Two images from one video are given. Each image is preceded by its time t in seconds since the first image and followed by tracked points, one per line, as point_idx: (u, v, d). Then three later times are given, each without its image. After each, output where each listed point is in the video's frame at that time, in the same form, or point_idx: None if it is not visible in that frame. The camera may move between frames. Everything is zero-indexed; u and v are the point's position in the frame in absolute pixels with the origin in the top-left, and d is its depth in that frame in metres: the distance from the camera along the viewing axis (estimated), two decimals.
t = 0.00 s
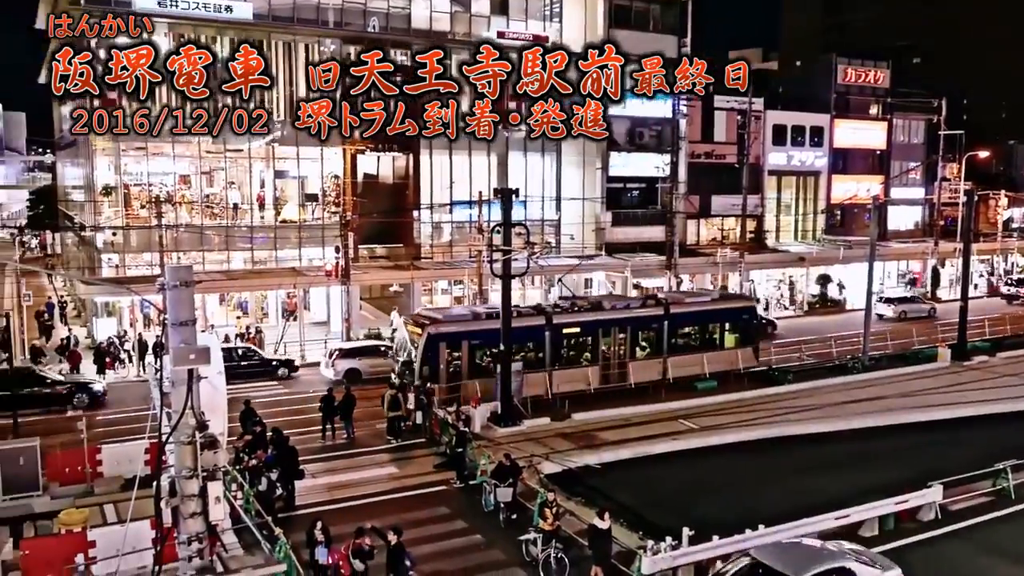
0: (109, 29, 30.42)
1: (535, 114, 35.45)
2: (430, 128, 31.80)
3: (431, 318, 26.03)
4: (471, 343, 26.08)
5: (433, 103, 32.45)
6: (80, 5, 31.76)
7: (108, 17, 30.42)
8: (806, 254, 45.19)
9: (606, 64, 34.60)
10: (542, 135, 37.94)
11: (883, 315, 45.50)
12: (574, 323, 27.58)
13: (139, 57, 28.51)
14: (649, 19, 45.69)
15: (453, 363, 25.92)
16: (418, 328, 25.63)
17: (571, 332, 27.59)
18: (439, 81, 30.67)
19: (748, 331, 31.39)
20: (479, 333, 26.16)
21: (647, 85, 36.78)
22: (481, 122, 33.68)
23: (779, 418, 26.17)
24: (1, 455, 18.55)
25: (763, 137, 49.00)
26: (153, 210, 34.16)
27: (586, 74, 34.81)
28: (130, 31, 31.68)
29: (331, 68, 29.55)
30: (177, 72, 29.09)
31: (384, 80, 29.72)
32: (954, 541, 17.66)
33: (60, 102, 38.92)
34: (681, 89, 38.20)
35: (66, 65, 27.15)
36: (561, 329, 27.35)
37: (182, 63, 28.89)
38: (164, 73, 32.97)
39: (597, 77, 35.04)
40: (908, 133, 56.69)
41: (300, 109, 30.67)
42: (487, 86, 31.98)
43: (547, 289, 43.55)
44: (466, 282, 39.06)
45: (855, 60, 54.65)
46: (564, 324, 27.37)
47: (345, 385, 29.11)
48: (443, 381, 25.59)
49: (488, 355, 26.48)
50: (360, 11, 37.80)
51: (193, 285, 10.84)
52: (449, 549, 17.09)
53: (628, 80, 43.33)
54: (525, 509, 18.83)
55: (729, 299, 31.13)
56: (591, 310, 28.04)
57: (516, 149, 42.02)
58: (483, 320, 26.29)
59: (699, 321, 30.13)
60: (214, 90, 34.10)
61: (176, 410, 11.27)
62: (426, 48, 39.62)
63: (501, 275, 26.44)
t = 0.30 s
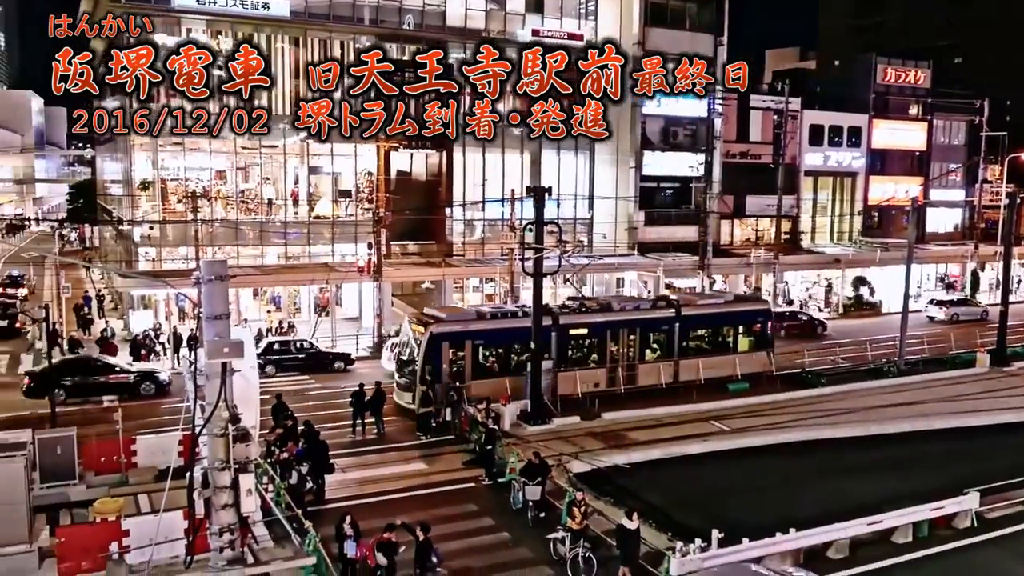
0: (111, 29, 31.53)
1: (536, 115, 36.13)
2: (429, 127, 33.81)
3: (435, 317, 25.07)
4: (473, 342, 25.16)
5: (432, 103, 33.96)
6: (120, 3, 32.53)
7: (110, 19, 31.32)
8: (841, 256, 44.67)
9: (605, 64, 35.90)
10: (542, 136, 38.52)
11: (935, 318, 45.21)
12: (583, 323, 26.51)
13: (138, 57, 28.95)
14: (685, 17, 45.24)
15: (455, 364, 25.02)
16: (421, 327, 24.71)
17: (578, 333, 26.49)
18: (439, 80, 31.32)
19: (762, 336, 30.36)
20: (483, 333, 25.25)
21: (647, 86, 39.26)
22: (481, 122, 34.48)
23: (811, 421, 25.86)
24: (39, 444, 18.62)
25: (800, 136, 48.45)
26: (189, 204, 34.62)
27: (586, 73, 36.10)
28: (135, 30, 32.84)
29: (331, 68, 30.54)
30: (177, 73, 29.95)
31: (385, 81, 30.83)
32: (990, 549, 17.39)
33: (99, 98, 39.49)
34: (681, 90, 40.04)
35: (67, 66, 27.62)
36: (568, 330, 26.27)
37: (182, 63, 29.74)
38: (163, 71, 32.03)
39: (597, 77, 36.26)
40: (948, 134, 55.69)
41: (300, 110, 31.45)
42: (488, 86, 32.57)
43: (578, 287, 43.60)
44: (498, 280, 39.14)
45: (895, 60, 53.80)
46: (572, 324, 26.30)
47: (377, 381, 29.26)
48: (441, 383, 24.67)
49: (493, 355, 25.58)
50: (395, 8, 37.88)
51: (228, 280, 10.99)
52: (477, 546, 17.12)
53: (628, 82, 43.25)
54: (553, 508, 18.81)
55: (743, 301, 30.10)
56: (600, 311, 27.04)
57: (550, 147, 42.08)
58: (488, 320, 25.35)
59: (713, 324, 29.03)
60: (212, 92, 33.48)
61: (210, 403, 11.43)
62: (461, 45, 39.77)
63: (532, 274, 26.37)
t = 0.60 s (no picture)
0: (110, 29, 28.47)
1: (535, 115, 33.73)
2: (430, 128, 30.70)
3: (437, 315, 25.28)
4: (475, 342, 25.19)
5: (432, 103, 30.96)
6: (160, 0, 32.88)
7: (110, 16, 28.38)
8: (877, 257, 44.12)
9: (605, 65, 33.44)
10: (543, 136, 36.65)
11: (986, 319, 44.68)
12: (589, 323, 26.32)
13: (139, 57, 26.06)
14: (720, 14, 44.74)
15: (457, 362, 25.13)
16: (423, 324, 24.94)
17: (584, 333, 26.30)
18: (441, 81, 28.98)
19: (776, 339, 29.95)
20: (484, 333, 25.21)
21: (647, 87, 35.01)
22: (482, 122, 32.20)
23: (844, 423, 25.54)
24: (74, 435, 18.94)
25: (835, 135, 47.88)
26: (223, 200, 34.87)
27: (585, 74, 33.70)
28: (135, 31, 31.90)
29: (330, 68, 28.70)
30: (176, 73, 27.66)
31: (385, 80, 28.41)
32: None
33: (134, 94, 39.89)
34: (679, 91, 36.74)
35: (66, 65, 24.51)
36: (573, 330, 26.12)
37: (182, 63, 27.43)
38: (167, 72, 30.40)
39: (598, 76, 33.91)
40: (988, 134, 54.68)
41: (299, 110, 29.63)
42: (487, 86, 30.42)
43: (609, 286, 43.48)
44: (528, 278, 39.01)
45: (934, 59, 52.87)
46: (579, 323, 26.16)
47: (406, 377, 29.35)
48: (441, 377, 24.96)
49: (495, 354, 25.47)
50: (429, 5, 38.07)
51: (260, 274, 11.07)
52: (504, 543, 17.09)
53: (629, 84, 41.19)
54: (581, 506, 18.76)
55: (758, 302, 29.70)
56: (606, 311, 26.74)
57: (582, 146, 41.96)
58: (488, 320, 25.24)
59: (725, 325, 28.72)
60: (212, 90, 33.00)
61: (241, 396, 11.50)
62: (494, 42, 39.60)
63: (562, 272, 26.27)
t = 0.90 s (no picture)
0: (109, 29, 27.41)
1: (535, 115, 33.15)
2: (429, 129, 30.34)
3: (437, 313, 24.49)
4: (475, 339, 24.49)
5: (432, 102, 30.68)
6: None
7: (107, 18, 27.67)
8: (913, 257, 43.54)
9: (606, 64, 33.61)
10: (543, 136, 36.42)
11: None
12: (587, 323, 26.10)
13: (139, 57, 25.00)
14: (755, 11, 44.29)
15: (456, 361, 24.48)
16: (422, 321, 24.11)
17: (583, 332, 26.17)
18: (440, 81, 28.88)
19: (785, 341, 29.14)
20: (484, 331, 24.56)
21: (647, 87, 35.52)
22: (481, 124, 31.57)
23: (876, 425, 25.22)
24: (108, 425, 19.04)
25: (871, 134, 47.26)
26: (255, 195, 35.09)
27: (585, 74, 33.69)
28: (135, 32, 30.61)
29: (331, 68, 28.26)
30: (176, 73, 26.68)
31: (385, 81, 28.37)
32: None
33: (167, 89, 40.23)
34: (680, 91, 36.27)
35: (64, 65, 23.52)
36: (573, 329, 25.97)
37: (182, 63, 26.52)
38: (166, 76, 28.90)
39: (598, 77, 33.88)
40: None
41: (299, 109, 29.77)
42: (487, 87, 30.22)
43: (639, 284, 43.40)
44: (558, 275, 39.04)
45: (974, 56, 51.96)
46: (577, 324, 26.00)
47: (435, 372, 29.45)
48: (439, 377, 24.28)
49: (494, 353, 24.78)
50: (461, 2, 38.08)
51: (291, 268, 11.07)
52: (531, 540, 17.05)
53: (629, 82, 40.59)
54: (608, 505, 18.72)
55: (764, 304, 28.88)
56: (609, 312, 25.99)
57: (613, 143, 41.73)
58: (489, 318, 24.58)
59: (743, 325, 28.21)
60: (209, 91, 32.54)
61: (272, 389, 11.53)
62: (526, 39, 39.51)
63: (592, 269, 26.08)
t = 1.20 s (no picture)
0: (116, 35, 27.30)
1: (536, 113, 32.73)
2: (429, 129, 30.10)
3: (433, 310, 24.17)
4: (471, 338, 24.05)
5: (432, 102, 30.22)
6: None
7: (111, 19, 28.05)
8: (948, 259, 42.93)
9: (605, 64, 32.71)
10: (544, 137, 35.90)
11: None
12: (588, 322, 25.55)
13: (138, 56, 24.65)
14: (789, 7, 43.80)
15: (453, 359, 24.05)
16: (417, 318, 23.76)
17: (584, 332, 25.57)
18: (442, 79, 27.96)
19: (794, 342, 28.26)
20: (481, 328, 24.15)
21: (648, 84, 34.88)
22: (481, 121, 30.74)
23: (909, 428, 24.88)
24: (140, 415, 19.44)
25: (906, 133, 46.60)
26: (286, 190, 35.30)
27: (585, 74, 32.93)
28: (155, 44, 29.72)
29: (331, 67, 28.29)
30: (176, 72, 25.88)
31: (385, 80, 27.74)
32: None
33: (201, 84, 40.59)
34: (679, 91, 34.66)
35: (64, 65, 24.08)
36: (574, 328, 25.38)
37: (182, 63, 25.59)
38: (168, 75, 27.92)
39: (597, 75, 33.20)
40: None
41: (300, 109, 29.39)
42: (488, 86, 29.80)
43: (669, 282, 43.21)
44: (587, 272, 38.99)
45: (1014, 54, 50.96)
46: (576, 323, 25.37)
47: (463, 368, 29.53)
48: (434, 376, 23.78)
49: (491, 351, 24.42)
50: None
51: (322, 263, 11.12)
52: (557, 538, 17.00)
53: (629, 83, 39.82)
54: (635, 504, 18.64)
55: (772, 304, 28.00)
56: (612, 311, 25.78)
57: (644, 140, 41.48)
58: (487, 316, 24.20)
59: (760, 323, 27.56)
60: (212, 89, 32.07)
61: (301, 383, 11.58)
62: (557, 35, 39.36)
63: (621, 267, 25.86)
